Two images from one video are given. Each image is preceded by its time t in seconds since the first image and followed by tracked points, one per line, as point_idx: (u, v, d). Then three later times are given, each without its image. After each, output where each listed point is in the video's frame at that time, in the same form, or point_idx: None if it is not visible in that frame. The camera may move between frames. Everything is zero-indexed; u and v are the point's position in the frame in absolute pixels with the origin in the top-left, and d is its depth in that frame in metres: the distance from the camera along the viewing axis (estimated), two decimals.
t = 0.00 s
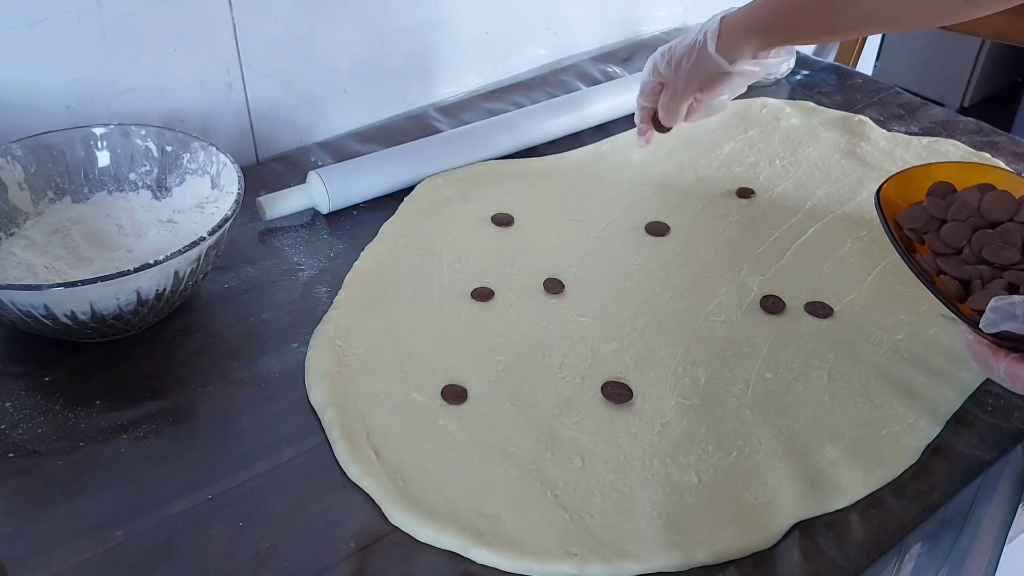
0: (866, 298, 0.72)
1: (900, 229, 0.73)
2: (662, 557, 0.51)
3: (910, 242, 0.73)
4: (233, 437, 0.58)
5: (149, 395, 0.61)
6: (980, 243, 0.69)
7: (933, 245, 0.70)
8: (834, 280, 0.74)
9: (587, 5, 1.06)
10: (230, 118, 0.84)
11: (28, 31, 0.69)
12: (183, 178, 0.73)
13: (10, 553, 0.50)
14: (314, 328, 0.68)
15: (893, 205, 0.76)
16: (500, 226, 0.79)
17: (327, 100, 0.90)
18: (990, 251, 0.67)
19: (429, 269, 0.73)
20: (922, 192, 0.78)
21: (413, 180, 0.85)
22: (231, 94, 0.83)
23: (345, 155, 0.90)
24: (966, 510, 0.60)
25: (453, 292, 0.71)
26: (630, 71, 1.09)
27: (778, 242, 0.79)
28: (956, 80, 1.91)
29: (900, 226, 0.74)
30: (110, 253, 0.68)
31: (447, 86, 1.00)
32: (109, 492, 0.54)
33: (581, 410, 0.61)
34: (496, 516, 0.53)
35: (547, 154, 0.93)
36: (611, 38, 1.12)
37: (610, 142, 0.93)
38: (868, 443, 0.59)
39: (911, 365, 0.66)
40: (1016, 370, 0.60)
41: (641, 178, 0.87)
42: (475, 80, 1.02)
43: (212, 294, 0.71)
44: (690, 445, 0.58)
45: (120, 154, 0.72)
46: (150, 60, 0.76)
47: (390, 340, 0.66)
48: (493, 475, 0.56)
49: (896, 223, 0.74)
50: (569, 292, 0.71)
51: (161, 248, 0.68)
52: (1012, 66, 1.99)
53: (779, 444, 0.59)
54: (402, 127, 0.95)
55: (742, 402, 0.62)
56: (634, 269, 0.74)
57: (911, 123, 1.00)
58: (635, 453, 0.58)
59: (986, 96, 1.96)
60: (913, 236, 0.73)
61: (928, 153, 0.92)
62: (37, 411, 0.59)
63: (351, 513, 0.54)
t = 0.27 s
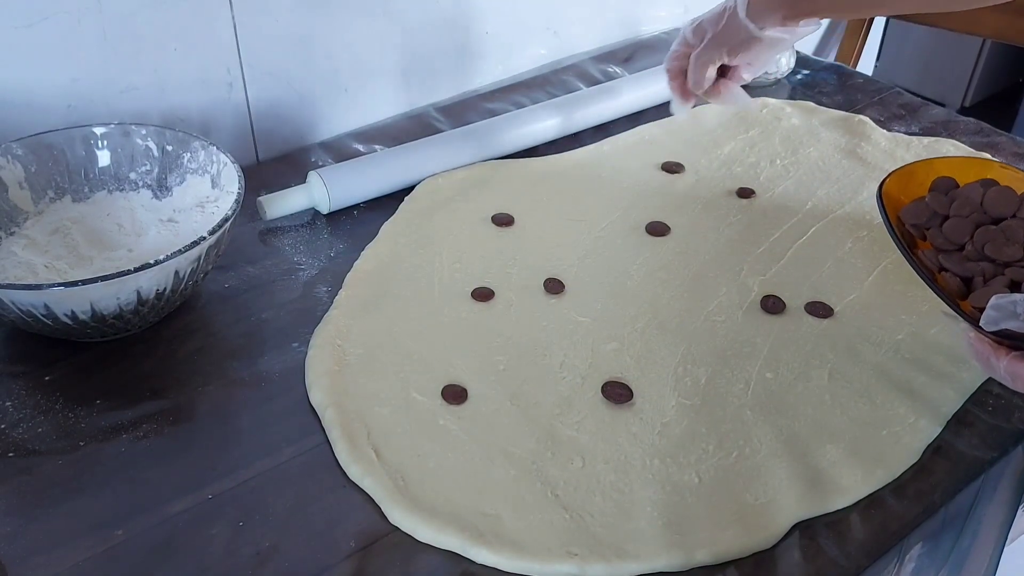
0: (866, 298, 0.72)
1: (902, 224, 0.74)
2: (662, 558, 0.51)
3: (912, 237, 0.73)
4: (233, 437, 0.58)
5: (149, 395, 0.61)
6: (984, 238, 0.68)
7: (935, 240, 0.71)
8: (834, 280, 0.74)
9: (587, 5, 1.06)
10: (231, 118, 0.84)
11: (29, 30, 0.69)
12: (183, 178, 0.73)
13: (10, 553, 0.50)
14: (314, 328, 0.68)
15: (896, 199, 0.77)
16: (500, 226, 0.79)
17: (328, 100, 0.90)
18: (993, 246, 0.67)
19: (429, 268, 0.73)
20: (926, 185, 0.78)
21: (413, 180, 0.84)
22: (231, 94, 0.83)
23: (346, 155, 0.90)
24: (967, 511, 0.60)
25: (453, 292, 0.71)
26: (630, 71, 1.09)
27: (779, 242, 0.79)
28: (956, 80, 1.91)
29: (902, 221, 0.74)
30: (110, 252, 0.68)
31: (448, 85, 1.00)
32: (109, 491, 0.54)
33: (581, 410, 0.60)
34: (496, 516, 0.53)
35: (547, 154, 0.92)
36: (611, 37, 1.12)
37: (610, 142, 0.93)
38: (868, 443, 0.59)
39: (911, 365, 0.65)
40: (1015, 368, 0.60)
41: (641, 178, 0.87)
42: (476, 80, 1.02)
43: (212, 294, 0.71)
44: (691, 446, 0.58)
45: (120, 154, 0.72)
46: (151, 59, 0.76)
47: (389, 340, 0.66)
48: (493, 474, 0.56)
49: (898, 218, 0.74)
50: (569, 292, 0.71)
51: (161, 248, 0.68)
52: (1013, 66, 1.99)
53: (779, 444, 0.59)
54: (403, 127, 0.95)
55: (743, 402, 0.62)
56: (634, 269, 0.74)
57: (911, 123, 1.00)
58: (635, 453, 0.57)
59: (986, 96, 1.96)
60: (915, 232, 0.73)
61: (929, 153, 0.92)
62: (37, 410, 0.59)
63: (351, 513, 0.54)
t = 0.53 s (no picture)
0: (866, 298, 0.72)
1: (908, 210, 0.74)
2: (662, 558, 0.51)
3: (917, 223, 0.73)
4: (233, 437, 0.58)
5: (150, 395, 0.61)
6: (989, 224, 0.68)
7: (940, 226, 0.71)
8: (834, 280, 0.74)
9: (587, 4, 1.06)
10: (231, 118, 0.84)
11: (29, 30, 0.69)
12: (183, 178, 0.73)
13: (10, 553, 0.50)
14: (314, 328, 0.68)
15: (902, 186, 0.77)
16: (500, 226, 0.79)
17: (328, 99, 0.90)
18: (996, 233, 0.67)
19: (429, 268, 0.73)
20: (933, 175, 0.79)
21: (413, 179, 0.84)
22: (231, 93, 0.83)
23: (346, 155, 0.90)
24: (967, 511, 0.59)
25: (453, 292, 0.71)
26: (630, 71, 1.09)
27: (779, 243, 0.79)
28: (957, 79, 1.91)
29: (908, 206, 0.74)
30: (110, 252, 0.68)
31: (448, 85, 1.00)
32: (109, 492, 0.54)
33: (581, 410, 0.60)
34: (497, 516, 0.53)
35: (547, 154, 0.92)
36: (611, 37, 1.12)
37: (610, 142, 0.93)
38: (868, 444, 0.59)
39: (911, 366, 0.65)
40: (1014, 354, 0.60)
41: (641, 178, 0.87)
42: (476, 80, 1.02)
43: (212, 294, 0.71)
44: (691, 446, 0.58)
45: (120, 154, 0.72)
46: (151, 59, 0.76)
47: (389, 340, 0.66)
48: (493, 474, 0.56)
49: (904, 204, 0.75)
50: (569, 292, 0.71)
51: (161, 248, 0.68)
52: (1014, 66, 1.99)
53: (780, 444, 0.59)
54: (403, 127, 0.95)
55: (743, 402, 0.62)
56: (634, 269, 0.74)
57: (911, 123, 1.00)
58: (635, 453, 0.57)
59: (987, 95, 1.96)
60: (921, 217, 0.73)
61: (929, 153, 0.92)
62: (37, 410, 0.59)
63: (351, 513, 0.54)
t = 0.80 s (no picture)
0: (867, 298, 0.72)
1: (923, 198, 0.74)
2: (662, 558, 0.51)
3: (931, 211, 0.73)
4: (233, 437, 0.58)
5: (150, 395, 0.61)
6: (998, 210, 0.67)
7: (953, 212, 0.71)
8: (834, 280, 0.74)
9: (587, 5, 1.06)
10: (231, 118, 0.84)
11: (28, 30, 0.69)
12: (183, 178, 0.73)
13: (9, 553, 0.50)
14: (314, 328, 0.68)
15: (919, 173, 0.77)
16: (500, 226, 0.79)
17: (328, 99, 0.90)
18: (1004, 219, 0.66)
19: (429, 268, 0.73)
20: (948, 164, 0.79)
21: (413, 179, 0.84)
22: (231, 93, 0.83)
23: (346, 155, 0.90)
24: (967, 511, 0.59)
25: (453, 292, 0.71)
26: (630, 71, 1.09)
27: (779, 243, 0.79)
28: (957, 80, 1.91)
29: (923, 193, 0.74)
30: (110, 252, 0.68)
31: (448, 85, 1.00)
32: (109, 492, 0.54)
33: (581, 410, 0.60)
34: (497, 516, 0.53)
35: (547, 154, 0.92)
36: (611, 37, 1.12)
37: (611, 142, 0.93)
38: (868, 444, 0.59)
39: (912, 366, 0.65)
40: None
41: (641, 178, 0.87)
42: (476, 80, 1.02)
43: (211, 294, 0.71)
44: (691, 446, 0.58)
45: (120, 154, 0.72)
46: (151, 59, 0.76)
47: (390, 340, 0.66)
48: (493, 475, 0.56)
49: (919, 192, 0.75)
50: (569, 292, 0.71)
51: (160, 248, 0.68)
52: (1014, 66, 1.99)
53: (780, 444, 0.59)
54: (403, 127, 0.95)
55: (743, 402, 0.62)
56: (634, 269, 0.74)
57: (911, 123, 1.00)
58: (635, 453, 0.57)
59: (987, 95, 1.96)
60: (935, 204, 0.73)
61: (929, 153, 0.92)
62: (37, 411, 0.59)
63: (351, 513, 0.54)
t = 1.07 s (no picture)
0: (866, 298, 0.72)
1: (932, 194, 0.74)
2: (662, 559, 0.51)
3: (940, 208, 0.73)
4: (233, 437, 0.58)
5: (150, 395, 0.61)
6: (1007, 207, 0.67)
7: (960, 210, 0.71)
8: (834, 280, 0.74)
9: (587, 5, 1.06)
10: (231, 118, 0.84)
11: (28, 30, 0.69)
12: (183, 178, 0.73)
13: (10, 553, 0.50)
14: (314, 328, 0.68)
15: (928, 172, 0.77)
16: (500, 226, 0.79)
17: (328, 100, 0.90)
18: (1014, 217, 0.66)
19: (429, 269, 0.73)
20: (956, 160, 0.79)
21: (413, 180, 0.84)
22: (231, 93, 0.83)
23: (346, 155, 0.90)
24: (967, 512, 0.59)
25: (453, 292, 0.71)
26: (630, 71, 1.09)
27: (779, 243, 0.79)
28: (957, 80, 1.90)
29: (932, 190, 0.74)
30: (110, 253, 0.68)
31: (448, 86, 1.00)
32: (109, 492, 0.54)
33: (581, 410, 0.60)
34: (497, 516, 0.53)
35: (547, 154, 0.92)
36: (611, 38, 1.12)
37: (611, 142, 0.93)
38: (868, 444, 0.59)
39: (912, 366, 0.65)
40: None
41: (641, 178, 0.87)
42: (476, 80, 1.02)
43: (211, 294, 0.71)
44: (691, 446, 0.58)
45: (120, 154, 0.72)
46: (151, 59, 0.76)
47: (390, 340, 0.66)
48: (493, 475, 0.56)
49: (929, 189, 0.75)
50: (569, 292, 0.71)
51: (160, 248, 0.68)
52: (1014, 66, 1.99)
53: (780, 444, 0.59)
54: (403, 127, 0.95)
55: (743, 402, 0.62)
56: (634, 270, 0.74)
57: (912, 123, 1.00)
58: (635, 453, 0.57)
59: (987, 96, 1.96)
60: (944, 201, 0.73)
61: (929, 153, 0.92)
62: (37, 411, 0.59)
63: (351, 513, 0.54)
